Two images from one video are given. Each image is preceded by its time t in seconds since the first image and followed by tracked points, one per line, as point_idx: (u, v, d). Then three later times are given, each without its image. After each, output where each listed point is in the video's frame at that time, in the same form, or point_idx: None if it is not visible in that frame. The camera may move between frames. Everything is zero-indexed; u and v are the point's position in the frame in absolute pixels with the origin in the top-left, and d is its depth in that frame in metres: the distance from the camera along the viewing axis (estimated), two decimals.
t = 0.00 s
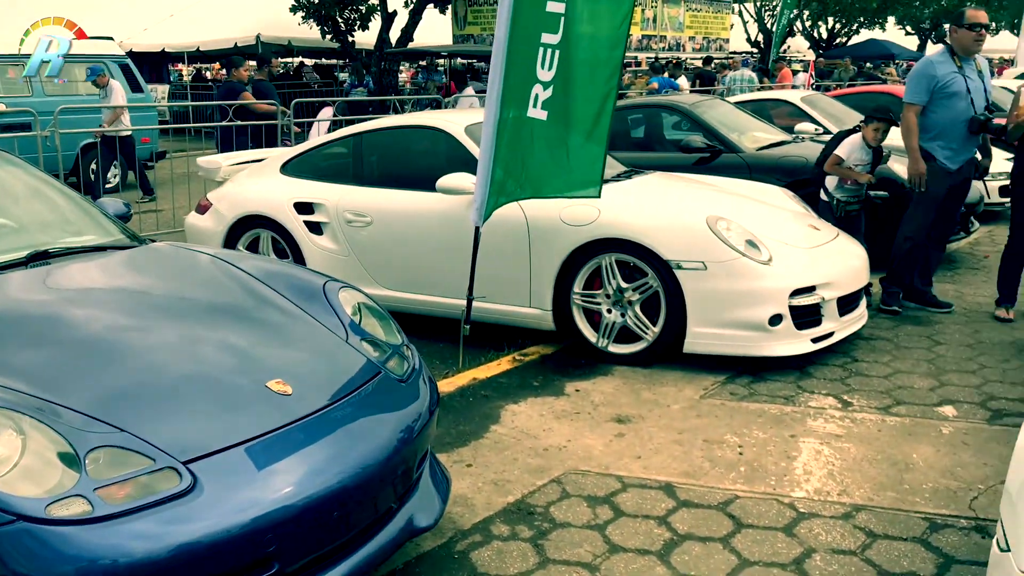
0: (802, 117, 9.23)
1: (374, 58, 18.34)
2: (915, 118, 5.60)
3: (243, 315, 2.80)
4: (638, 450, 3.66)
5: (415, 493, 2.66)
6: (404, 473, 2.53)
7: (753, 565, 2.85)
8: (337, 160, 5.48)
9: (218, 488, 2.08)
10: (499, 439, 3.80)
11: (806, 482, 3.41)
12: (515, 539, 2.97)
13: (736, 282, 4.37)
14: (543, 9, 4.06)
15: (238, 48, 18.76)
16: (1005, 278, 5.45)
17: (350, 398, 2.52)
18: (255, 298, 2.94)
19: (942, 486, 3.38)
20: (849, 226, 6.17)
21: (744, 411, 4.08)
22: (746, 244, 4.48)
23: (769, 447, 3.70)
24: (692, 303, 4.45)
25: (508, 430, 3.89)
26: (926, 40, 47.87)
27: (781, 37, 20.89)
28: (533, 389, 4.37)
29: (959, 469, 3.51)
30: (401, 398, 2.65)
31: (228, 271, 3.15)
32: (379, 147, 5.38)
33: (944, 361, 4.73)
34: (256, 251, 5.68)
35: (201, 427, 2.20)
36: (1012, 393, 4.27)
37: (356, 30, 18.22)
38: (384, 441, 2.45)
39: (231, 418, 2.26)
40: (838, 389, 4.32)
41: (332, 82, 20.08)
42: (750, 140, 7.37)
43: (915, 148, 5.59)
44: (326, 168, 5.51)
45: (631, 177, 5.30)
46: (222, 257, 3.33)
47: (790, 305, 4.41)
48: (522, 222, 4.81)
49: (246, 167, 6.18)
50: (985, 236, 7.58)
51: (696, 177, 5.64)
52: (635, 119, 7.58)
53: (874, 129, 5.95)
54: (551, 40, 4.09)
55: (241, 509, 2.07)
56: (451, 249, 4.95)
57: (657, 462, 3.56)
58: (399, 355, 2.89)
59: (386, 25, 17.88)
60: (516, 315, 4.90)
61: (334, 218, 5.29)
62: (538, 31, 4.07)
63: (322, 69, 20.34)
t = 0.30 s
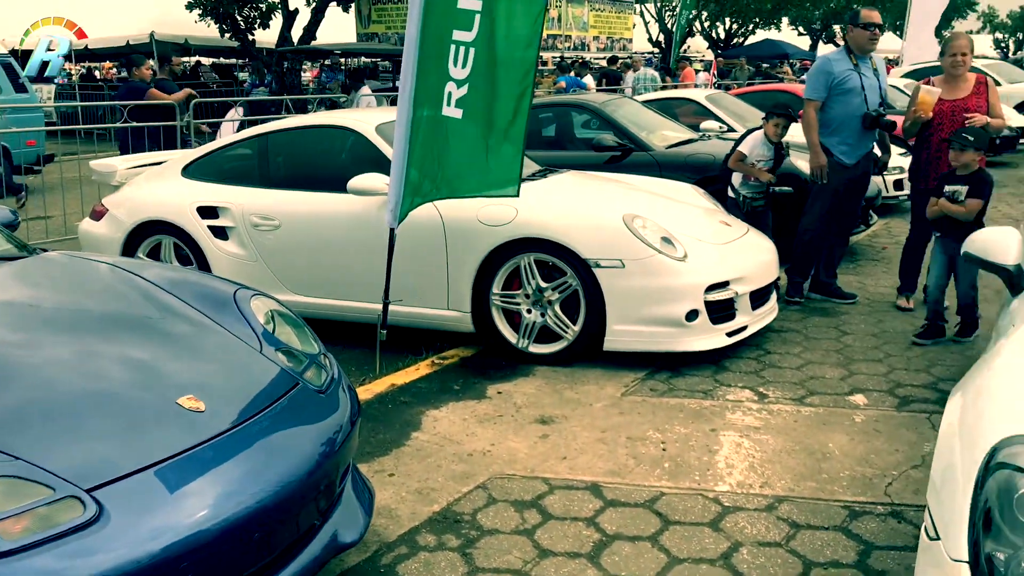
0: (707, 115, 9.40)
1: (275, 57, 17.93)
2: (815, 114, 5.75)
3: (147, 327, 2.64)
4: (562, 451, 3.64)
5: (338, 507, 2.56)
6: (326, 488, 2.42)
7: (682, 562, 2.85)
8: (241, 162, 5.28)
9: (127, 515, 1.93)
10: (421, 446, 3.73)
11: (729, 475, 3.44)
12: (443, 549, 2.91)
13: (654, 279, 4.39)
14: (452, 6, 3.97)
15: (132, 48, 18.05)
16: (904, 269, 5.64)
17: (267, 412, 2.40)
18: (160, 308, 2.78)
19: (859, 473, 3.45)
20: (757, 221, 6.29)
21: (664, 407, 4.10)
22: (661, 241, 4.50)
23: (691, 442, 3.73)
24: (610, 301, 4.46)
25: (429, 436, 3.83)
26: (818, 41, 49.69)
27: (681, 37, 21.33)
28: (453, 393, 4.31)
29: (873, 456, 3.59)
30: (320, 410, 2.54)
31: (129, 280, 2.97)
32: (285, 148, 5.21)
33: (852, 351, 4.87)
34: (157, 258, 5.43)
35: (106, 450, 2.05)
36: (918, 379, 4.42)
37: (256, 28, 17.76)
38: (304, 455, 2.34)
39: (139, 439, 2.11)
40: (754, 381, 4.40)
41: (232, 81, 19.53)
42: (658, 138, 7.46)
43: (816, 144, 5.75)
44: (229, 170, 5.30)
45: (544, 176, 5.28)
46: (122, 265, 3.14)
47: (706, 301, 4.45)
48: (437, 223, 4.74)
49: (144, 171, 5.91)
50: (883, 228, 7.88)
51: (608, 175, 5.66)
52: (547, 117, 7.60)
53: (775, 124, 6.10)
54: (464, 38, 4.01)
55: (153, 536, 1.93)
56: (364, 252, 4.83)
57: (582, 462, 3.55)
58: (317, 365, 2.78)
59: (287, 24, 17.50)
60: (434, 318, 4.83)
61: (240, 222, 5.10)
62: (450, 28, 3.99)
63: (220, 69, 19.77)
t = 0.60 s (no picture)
0: (617, 113, 9.49)
1: (175, 55, 17.39)
2: (722, 112, 5.86)
3: (45, 343, 2.47)
4: (487, 456, 3.63)
5: (258, 526, 2.45)
6: (245, 507, 2.31)
7: (612, 563, 2.85)
8: (143, 165, 5.06)
9: (29, 547, 1.79)
10: (342, 457, 3.64)
11: (654, 472, 3.46)
12: (370, 563, 2.85)
13: (573, 279, 4.39)
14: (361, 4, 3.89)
15: (21, 47, 17.23)
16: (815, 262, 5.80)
17: (179, 430, 2.27)
18: (59, 323, 2.61)
19: (779, 465, 3.50)
20: (670, 217, 6.38)
21: (587, 406, 4.11)
22: (580, 241, 4.51)
23: (615, 440, 3.74)
24: (530, 303, 4.44)
25: (350, 446, 3.74)
26: (719, 40, 50.99)
27: (588, 36, 21.54)
28: (373, 400, 4.22)
29: (791, 446, 3.66)
30: (236, 426, 2.43)
31: (24, 293, 2.78)
32: (190, 151, 5.01)
33: (766, 343, 4.97)
34: (53, 268, 5.16)
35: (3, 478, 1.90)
36: (830, 369, 4.54)
37: (153, 26, 17.19)
38: (221, 474, 2.23)
39: (40, 465, 1.97)
40: (674, 376, 4.45)
41: (129, 81, 18.87)
42: (572, 137, 7.49)
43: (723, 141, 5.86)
44: (130, 174, 5.07)
45: (460, 176, 5.23)
46: (15, 277, 2.95)
47: (626, 299, 4.47)
48: (353, 226, 4.63)
49: (36, 175, 5.60)
50: (788, 223, 8.12)
51: (523, 175, 5.65)
52: (460, 117, 7.56)
53: (682, 123, 6.17)
54: (376, 36, 3.93)
55: (58, 569, 1.80)
56: (277, 258, 4.68)
57: (507, 466, 3.54)
58: (231, 378, 2.67)
59: (186, 22, 17.00)
60: (352, 323, 4.73)
61: (142, 229, 4.88)
62: (360, 27, 3.91)
63: (116, 68, 19.06)
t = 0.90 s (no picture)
0: (499, 113, 9.50)
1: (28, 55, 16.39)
2: (600, 110, 5.93)
3: None
4: (384, 465, 3.54)
5: (144, 555, 2.29)
6: (129, 535, 2.16)
7: (517, 566, 2.82)
8: None
9: None
10: (230, 474, 3.48)
11: (554, 471, 3.46)
12: None
13: (465, 280, 4.34)
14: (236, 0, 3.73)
15: None
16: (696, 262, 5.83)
17: (51, 457, 2.10)
18: None
19: (674, 457, 3.55)
20: (558, 215, 6.42)
21: (482, 408, 4.07)
22: (470, 241, 4.47)
23: (514, 442, 3.72)
24: (421, 306, 4.37)
25: (238, 462, 3.58)
26: (592, 41, 52.00)
27: (465, 36, 21.56)
28: (261, 413, 4.06)
29: (685, 438, 3.72)
30: (115, 449, 2.26)
31: None
32: (52, 156, 4.71)
33: (655, 338, 5.06)
34: None
35: None
36: (716, 361, 4.66)
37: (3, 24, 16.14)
38: (100, 504, 2.07)
39: None
40: (568, 374, 4.47)
41: None
42: (455, 137, 7.45)
43: (601, 139, 5.92)
44: None
45: (345, 178, 5.10)
46: None
47: (519, 299, 4.46)
48: (232, 233, 4.45)
49: None
50: (669, 220, 8.32)
51: (410, 176, 5.57)
52: (339, 116, 7.41)
53: (559, 121, 6.21)
54: (251, 35, 3.77)
55: None
56: (150, 268, 4.43)
57: (405, 475, 3.46)
58: (109, 399, 2.49)
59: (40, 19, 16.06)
60: (235, 334, 4.54)
61: None
62: (235, 24, 3.74)
63: None
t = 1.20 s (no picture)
0: (417, 113, 9.41)
1: None
2: (518, 111, 5.92)
3: None
4: (312, 476, 3.44)
5: None
6: (42, 562, 2.02)
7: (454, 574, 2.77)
8: None
9: None
10: (149, 490, 3.34)
11: (486, 475, 3.42)
12: None
13: (390, 284, 4.27)
14: None
15: None
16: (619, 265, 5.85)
17: None
18: None
19: (606, 456, 3.56)
20: (481, 215, 6.39)
21: (411, 414, 4.02)
22: (394, 243, 4.39)
23: (444, 447, 3.67)
24: (344, 311, 4.28)
25: (157, 477, 3.44)
26: (507, 41, 52.17)
27: (379, 36, 21.35)
28: (179, 425, 3.91)
29: (616, 436, 3.74)
30: (25, 471, 2.12)
31: None
32: None
33: (582, 337, 5.08)
34: None
35: None
36: (643, 358, 4.70)
37: None
38: (11, 531, 1.93)
39: None
40: (497, 376, 4.44)
41: None
42: (374, 137, 7.34)
43: (520, 140, 5.92)
44: None
45: (262, 180, 4.96)
46: None
47: (446, 301, 4.41)
48: (145, 239, 4.30)
49: None
50: (591, 219, 8.37)
51: (330, 178, 5.45)
52: (253, 118, 7.19)
53: (473, 119, 6.11)
54: (156, 33, 3.61)
55: None
56: (56, 277, 4.23)
57: (334, 484, 3.38)
58: (17, 418, 2.34)
59: None
60: (150, 343, 4.38)
61: None
62: (140, 22, 3.58)
63: None
